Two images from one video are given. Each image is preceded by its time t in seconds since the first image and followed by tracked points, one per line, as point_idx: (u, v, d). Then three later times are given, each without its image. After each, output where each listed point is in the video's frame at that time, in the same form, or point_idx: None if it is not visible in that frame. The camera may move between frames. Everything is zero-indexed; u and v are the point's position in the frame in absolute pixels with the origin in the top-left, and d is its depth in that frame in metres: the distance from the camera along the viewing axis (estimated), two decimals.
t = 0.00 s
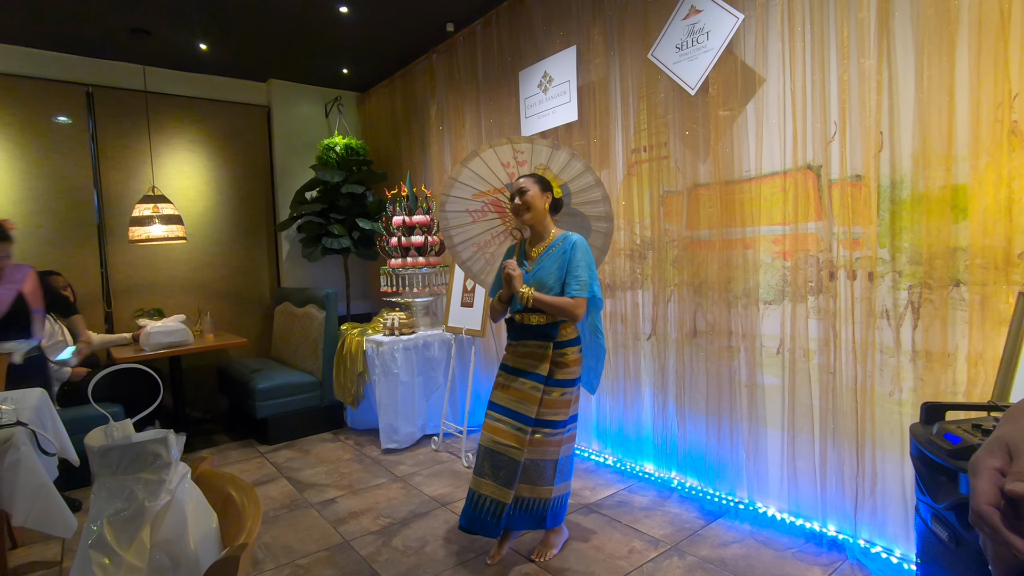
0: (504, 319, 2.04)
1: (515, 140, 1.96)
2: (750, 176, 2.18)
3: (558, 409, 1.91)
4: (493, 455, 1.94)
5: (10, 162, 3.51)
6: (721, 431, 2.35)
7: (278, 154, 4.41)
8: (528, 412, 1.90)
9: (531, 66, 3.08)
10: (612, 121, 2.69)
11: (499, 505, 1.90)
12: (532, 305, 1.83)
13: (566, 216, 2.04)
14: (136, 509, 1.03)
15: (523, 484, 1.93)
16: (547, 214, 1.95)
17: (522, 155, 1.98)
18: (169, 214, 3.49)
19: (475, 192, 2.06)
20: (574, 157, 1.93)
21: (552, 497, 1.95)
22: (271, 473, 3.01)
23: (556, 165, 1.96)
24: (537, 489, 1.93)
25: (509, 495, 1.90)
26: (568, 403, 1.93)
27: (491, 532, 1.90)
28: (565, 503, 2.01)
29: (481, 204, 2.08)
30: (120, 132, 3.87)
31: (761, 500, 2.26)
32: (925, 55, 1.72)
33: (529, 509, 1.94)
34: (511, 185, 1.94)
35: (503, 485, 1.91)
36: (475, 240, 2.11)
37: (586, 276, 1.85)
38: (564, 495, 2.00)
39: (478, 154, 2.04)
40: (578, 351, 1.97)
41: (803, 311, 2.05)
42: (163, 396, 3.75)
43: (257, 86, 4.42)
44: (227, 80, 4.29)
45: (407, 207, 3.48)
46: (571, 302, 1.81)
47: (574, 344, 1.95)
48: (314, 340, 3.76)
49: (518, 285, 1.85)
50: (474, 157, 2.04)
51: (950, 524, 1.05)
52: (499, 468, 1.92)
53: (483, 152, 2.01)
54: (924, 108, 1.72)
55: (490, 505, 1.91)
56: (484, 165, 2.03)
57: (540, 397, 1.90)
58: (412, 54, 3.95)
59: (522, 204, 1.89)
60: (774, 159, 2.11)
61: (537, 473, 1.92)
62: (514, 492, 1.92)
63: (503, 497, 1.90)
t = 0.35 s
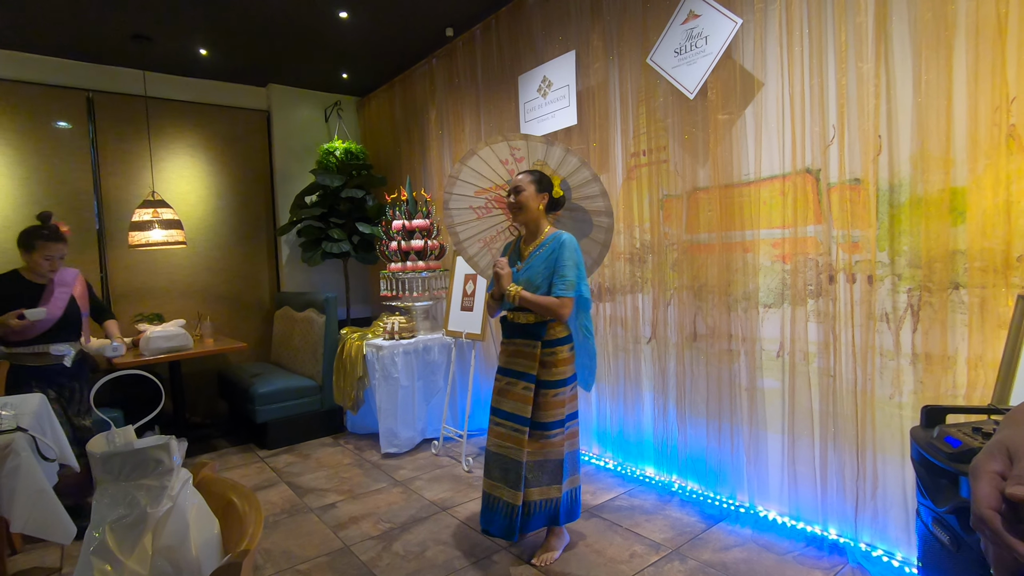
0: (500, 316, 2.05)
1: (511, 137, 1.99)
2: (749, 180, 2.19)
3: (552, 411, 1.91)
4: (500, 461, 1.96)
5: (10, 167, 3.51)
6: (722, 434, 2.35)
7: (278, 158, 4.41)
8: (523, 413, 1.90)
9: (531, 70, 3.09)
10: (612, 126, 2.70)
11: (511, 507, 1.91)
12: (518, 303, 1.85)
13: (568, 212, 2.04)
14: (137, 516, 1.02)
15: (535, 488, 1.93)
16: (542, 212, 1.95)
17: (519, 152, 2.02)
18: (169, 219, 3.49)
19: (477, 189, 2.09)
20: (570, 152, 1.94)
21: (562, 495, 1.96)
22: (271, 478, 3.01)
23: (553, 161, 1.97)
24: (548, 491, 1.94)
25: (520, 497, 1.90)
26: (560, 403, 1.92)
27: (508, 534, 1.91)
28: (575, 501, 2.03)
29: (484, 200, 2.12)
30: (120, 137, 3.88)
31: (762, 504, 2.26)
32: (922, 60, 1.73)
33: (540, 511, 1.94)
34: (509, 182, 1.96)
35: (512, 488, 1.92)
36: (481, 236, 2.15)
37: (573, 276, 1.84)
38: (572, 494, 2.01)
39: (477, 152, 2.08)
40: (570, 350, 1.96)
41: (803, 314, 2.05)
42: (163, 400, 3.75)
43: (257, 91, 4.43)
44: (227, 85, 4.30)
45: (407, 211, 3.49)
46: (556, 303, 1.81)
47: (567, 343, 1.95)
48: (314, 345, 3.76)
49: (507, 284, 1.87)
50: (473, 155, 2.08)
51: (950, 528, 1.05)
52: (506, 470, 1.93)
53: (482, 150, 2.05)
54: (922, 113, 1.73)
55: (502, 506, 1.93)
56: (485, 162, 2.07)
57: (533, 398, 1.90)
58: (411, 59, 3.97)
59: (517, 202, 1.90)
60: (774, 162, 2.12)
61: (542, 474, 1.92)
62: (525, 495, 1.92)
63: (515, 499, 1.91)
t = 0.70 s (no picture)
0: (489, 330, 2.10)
1: (505, 153, 2.00)
2: (745, 181, 2.20)
3: (524, 427, 1.91)
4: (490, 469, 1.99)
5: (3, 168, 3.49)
6: (718, 435, 2.36)
7: (274, 160, 4.40)
8: (493, 428, 1.95)
9: (527, 72, 3.09)
10: (608, 127, 2.70)
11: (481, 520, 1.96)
12: (496, 325, 1.89)
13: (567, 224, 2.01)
14: (131, 518, 1.01)
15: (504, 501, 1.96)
16: (531, 234, 1.94)
17: (514, 167, 2.03)
18: (164, 220, 3.47)
19: (478, 198, 2.15)
20: (562, 170, 1.92)
21: (538, 508, 2.00)
22: (266, 480, 2.99)
23: (547, 178, 1.97)
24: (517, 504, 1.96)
25: (492, 511, 1.95)
26: (532, 421, 1.91)
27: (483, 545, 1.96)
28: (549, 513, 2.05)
29: (486, 209, 2.17)
30: (115, 138, 3.86)
31: (758, 505, 2.27)
32: (916, 62, 1.74)
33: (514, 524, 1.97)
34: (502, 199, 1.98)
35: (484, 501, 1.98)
36: (486, 242, 2.22)
37: (550, 303, 1.82)
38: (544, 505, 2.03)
39: (477, 163, 2.12)
40: (551, 370, 1.95)
41: (798, 315, 2.06)
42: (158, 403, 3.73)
43: (252, 92, 4.42)
44: (223, 86, 4.29)
45: (404, 212, 3.48)
46: (529, 329, 1.81)
47: (548, 363, 1.93)
48: (309, 347, 3.74)
49: (488, 306, 1.93)
50: (473, 166, 2.13)
51: (946, 527, 1.06)
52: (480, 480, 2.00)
53: (480, 162, 2.09)
54: (916, 115, 1.74)
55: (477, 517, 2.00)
56: (484, 173, 2.11)
57: (503, 413, 1.93)
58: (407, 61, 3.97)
59: (504, 224, 1.90)
60: (769, 164, 2.13)
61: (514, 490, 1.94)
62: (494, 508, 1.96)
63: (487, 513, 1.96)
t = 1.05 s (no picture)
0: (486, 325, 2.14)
1: (505, 152, 1.98)
2: (739, 181, 2.20)
3: (505, 416, 1.91)
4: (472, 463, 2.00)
5: None
6: (712, 434, 2.36)
7: (268, 158, 4.38)
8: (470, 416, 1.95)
9: (522, 71, 3.09)
10: (603, 127, 2.70)
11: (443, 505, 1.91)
12: (486, 322, 1.88)
13: (565, 224, 2.01)
14: (122, 519, 1.02)
15: (472, 486, 1.91)
16: (528, 234, 1.94)
17: (515, 165, 2.01)
18: (157, 219, 3.45)
19: (482, 194, 2.17)
20: (560, 172, 1.91)
21: (515, 493, 1.96)
22: (260, 480, 2.98)
23: (546, 178, 1.95)
24: (488, 490, 1.92)
25: (457, 497, 1.90)
26: (514, 411, 1.91)
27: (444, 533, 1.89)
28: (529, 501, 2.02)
29: (491, 204, 2.19)
30: (107, 136, 3.83)
31: (752, 503, 2.27)
32: (910, 62, 1.74)
33: (486, 510, 1.91)
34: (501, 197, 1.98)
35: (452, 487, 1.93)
36: (491, 236, 2.25)
37: (537, 305, 1.83)
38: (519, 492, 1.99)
39: (481, 159, 2.12)
40: (539, 368, 1.93)
41: (792, 315, 2.07)
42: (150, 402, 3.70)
43: (247, 89, 4.40)
44: (217, 84, 4.26)
45: (399, 211, 3.48)
46: (516, 329, 1.81)
47: (536, 361, 1.92)
48: (304, 346, 3.73)
49: (481, 303, 1.92)
50: (476, 162, 2.12)
51: (939, 526, 1.06)
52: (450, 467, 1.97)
53: (483, 158, 2.08)
54: (910, 115, 1.75)
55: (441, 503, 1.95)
56: (487, 170, 2.11)
57: (481, 401, 1.94)
58: (403, 59, 3.96)
59: (500, 223, 1.90)
60: (764, 163, 2.13)
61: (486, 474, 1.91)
62: (461, 494, 1.90)
63: (451, 500, 1.90)
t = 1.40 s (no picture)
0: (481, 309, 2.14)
1: (508, 136, 1.97)
2: (733, 180, 2.20)
3: (496, 403, 1.90)
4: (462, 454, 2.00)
5: None
6: (706, 434, 2.37)
7: (261, 155, 4.36)
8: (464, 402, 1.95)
9: (517, 69, 3.08)
10: (598, 126, 2.70)
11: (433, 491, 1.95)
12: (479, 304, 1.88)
13: (564, 212, 2.01)
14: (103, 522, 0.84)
15: (461, 476, 1.93)
16: (525, 220, 1.94)
17: (517, 150, 2.01)
18: (148, 216, 3.42)
19: (484, 177, 2.15)
20: (562, 158, 1.91)
21: (499, 493, 1.91)
22: (252, 480, 2.96)
23: (548, 164, 1.95)
24: (475, 483, 1.91)
25: (444, 484, 1.92)
26: (506, 399, 1.90)
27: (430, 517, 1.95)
28: (513, 503, 1.97)
29: (492, 189, 2.17)
30: (98, 132, 3.79)
31: (745, 502, 2.28)
32: (903, 62, 1.74)
33: (469, 504, 1.91)
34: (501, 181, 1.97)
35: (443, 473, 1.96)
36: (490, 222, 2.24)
37: (530, 289, 1.81)
38: (507, 492, 1.95)
39: (485, 142, 2.11)
40: (529, 351, 1.94)
41: (785, 314, 2.07)
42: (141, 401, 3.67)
43: (240, 86, 4.37)
44: (209, 80, 4.23)
45: (393, 209, 3.45)
46: (507, 312, 1.80)
47: (528, 344, 1.92)
48: (297, 345, 3.71)
49: (473, 285, 1.92)
50: (481, 145, 2.12)
51: (930, 525, 1.06)
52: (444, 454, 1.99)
53: (487, 142, 2.08)
54: (903, 115, 1.75)
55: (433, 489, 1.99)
56: (491, 154, 2.11)
57: (475, 388, 1.93)
58: (397, 57, 3.94)
59: (497, 207, 1.89)
60: (758, 163, 2.13)
61: (474, 466, 1.91)
62: (449, 481, 1.93)
63: (440, 486, 1.93)
